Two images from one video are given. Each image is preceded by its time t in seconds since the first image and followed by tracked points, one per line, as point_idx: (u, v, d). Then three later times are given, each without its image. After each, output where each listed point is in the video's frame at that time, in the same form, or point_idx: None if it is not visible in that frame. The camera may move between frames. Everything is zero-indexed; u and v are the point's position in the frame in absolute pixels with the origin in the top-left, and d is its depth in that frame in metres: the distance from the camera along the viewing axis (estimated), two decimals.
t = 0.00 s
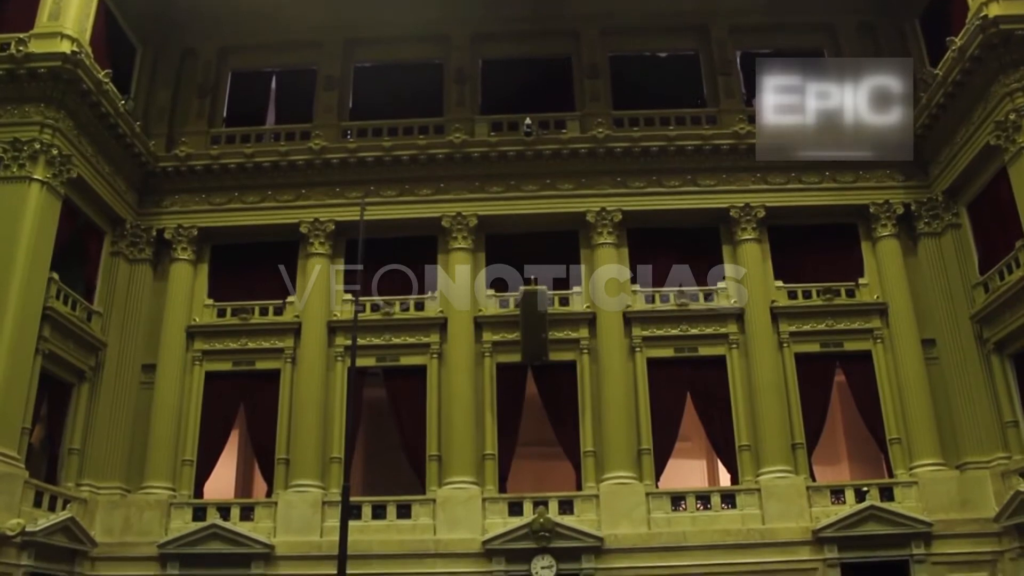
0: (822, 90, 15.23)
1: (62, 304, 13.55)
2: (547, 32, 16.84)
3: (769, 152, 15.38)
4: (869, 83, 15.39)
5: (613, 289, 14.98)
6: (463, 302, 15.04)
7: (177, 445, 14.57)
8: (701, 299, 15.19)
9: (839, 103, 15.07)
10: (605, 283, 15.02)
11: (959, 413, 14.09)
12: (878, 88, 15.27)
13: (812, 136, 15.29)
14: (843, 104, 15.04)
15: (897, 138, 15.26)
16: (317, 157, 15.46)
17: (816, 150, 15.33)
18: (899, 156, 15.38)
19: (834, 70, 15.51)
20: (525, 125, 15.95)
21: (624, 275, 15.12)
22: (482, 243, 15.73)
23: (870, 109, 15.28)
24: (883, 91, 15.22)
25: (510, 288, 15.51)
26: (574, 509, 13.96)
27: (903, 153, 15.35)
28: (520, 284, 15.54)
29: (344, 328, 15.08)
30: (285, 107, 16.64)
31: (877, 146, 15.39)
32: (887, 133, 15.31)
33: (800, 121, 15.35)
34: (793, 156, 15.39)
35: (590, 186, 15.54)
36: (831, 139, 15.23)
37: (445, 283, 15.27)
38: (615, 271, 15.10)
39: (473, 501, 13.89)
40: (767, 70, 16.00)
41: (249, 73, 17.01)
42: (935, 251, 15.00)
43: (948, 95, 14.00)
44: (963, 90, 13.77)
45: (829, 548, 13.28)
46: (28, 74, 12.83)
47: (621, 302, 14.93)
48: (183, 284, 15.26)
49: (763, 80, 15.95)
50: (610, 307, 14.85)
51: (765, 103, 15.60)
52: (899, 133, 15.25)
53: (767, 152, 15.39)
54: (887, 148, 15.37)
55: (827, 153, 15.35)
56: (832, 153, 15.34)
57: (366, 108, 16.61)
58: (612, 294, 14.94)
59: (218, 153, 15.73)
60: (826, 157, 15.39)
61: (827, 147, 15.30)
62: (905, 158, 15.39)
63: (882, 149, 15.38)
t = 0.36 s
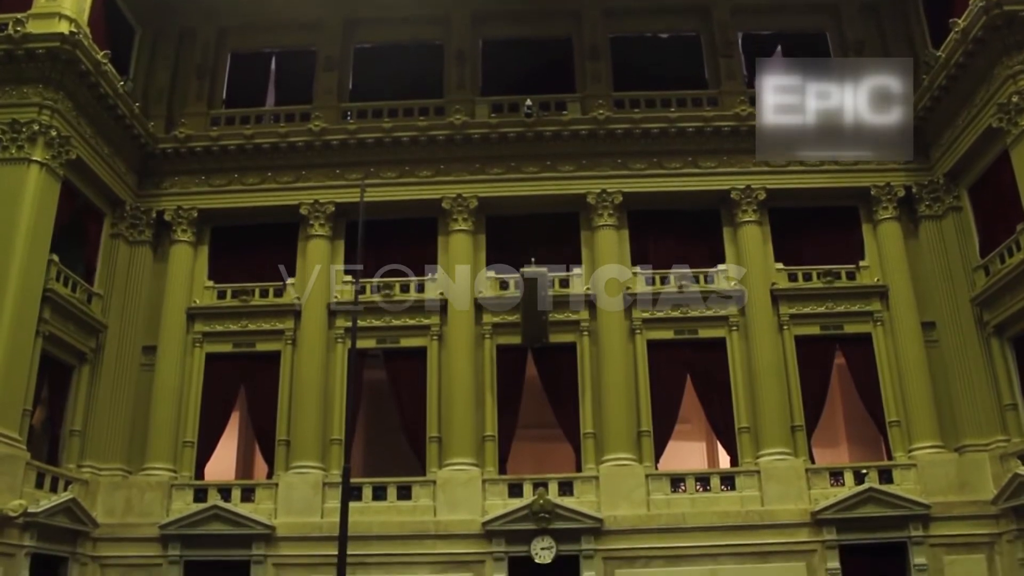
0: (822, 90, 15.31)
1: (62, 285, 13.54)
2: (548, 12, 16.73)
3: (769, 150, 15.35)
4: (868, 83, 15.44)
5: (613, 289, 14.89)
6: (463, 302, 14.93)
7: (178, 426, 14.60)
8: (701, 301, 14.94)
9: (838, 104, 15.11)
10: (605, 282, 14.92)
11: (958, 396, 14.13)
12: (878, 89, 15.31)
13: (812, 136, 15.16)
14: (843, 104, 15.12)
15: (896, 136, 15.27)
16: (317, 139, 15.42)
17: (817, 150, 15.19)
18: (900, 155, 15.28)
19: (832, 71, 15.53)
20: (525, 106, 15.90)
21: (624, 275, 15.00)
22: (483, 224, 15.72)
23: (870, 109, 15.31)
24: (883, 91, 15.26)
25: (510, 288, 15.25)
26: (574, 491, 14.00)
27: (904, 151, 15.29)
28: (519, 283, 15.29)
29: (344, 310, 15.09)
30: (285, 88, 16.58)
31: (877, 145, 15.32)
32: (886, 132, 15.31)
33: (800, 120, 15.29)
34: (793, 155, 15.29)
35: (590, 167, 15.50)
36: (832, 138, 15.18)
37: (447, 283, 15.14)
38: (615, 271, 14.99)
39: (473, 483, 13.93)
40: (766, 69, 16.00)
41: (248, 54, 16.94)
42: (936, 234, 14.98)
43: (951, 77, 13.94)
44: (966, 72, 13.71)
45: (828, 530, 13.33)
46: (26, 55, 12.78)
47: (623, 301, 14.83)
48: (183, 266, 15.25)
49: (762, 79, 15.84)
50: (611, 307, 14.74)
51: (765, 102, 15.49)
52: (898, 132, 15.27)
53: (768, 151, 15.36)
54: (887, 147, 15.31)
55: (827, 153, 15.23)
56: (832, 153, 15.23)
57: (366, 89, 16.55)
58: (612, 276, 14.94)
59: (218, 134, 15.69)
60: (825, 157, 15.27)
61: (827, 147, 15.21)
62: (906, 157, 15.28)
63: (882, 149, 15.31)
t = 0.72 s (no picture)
0: (822, 90, 14.21)
1: (61, 273, 13.52)
2: None
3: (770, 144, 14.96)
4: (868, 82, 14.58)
5: (613, 289, 14.83)
6: (464, 302, 14.89)
7: (177, 414, 14.61)
8: (701, 291, 14.93)
9: (841, 104, 14.06)
10: (606, 282, 14.85)
11: (957, 385, 14.15)
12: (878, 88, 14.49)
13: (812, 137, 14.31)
14: (844, 103, 14.04)
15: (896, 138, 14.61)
16: (316, 126, 15.38)
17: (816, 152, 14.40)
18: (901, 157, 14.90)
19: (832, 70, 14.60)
20: (525, 94, 15.86)
21: (623, 275, 14.91)
22: (483, 212, 15.70)
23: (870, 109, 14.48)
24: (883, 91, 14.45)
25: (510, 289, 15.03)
26: (574, 478, 14.03)
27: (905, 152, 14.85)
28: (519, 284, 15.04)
29: (345, 298, 15.08)
30: (284, 76, 16.54)
31: (877, 145, 14.73)
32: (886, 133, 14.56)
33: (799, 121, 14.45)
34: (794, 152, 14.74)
35: (590, 155, 15.47)
36: (833, 140, 14.30)
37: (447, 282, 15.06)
38: (615, 271, 14.92)
39: (472, 471, 13.96)
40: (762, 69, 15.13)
41: (247, 41, 16.88)
42: (937, 222, 14.97)
43: (952, 65, 13.91)
44: (968, 60, 13.68)
45: (827, 518, 13.36)
46: (25, 42, 12.75)
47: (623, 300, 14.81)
48: (183, 254, 15.24)
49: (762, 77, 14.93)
50: (611, 307, 14.69)
51: (763, 102, 14.81)
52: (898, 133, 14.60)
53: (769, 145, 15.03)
54: (886, 148, 14.75)
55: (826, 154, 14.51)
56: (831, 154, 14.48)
57: (366, 76, 16.50)
58: (612, 263, 14.93)
59: (217, 122, 15.65)
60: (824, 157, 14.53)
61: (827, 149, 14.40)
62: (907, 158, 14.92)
63: (883, 149, 14.80)
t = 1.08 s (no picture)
0: (822, 90, 14.73)
1: (62, 258, 13.50)
2: None
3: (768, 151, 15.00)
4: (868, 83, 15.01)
5: (613, 289, 14.70)
6: (464, 302, 14.81)
7: (178, 398, 14.63)
8: (702, 275, 14.96)
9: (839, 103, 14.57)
10: (607, 282, 14.74)
11: (956, 369, 14.22)
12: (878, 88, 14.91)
13: (812, 135, 14.70)
14: (843, 104, 14.57)
15: (897, 138, 14.84)
16: (316, 110, 15.31)
17: (817, 151, 14.73)
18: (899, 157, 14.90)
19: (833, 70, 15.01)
20: (526, 77, 15.77)
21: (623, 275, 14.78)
22: (483, 195, 15.66)
23: (870, 109, 14.86)
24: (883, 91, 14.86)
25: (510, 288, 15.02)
26: (574, 462, 14.10)
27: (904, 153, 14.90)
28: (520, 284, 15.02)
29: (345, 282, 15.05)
30: (284, 58, 16.43)
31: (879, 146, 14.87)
32: (888, 133, 14.85)
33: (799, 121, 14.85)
34: (793, 155, 14.90)
35: (591, 139, 15.42)
36: (832, 139, 14.68)
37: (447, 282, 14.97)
38: (615, 271, 14.79)
39: (473, 454, 14.03)
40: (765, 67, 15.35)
41: (246, 23, 16.75)
42: (937, 206, 14.97)
43: (954, 49, 13.84)
44: (971, 44, 13.62)
45: (826, 501, 13.46)
46: (22, 24, 12.66)
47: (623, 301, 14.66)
48: (183, 237, 15.22)
49: (762, 76, 15.22)
50: (615, 308, 14.59)
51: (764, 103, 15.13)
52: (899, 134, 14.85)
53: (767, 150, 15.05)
54: (888, 148, 14.91)
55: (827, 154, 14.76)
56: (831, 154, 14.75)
57: (365, 59, 16.40)
58: (613, 247, 14.92)
59: (216, 105, 15.57)
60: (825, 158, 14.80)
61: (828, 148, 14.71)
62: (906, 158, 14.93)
63: (883, 149, 14.90)
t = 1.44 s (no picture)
0: (823, 90, 14.71)
1: (61, 239, 13.50)
2: None
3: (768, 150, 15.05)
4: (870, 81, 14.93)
5: (613, 289, 14.63)
6: (463, 302, 14.67)
7: (178, 380, 14.65)
8: (702, 257, 14.95)
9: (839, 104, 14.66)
10: (606, 281, 14.68)
11: (956, 353, 14.20)
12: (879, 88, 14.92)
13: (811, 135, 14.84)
14: (844, 104, 14.67)
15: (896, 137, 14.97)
16: (316, 91, 15.27)
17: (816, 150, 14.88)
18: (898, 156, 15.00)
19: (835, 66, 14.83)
20: (526, 59, 15.72)
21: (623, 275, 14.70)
22: (483, 177, 15.63)
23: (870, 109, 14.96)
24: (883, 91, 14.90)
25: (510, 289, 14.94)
26: (574, 444, 14.11)
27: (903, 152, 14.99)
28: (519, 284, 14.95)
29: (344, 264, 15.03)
30: (283, 40, 16.38)
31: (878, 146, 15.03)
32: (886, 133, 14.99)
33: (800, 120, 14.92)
34: (793, 155, 14.99)
35: (590, 121, 15.37)
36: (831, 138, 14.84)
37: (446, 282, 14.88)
38: (615, 271, 14.72)
39: (472, 436, 14.04)
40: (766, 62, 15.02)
41: (245, 5, 16.70)
42: (938, 190, 14.92)
43: (957, 31, 13.75)
44: (974, 26, 13.53)
45: (825, 484, 13.46)
46: (20, 6, 12.63)
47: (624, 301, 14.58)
48: (183, 218, 15.22)
49: (762, 74, 15.00)
50: (614, 309, 14.50)
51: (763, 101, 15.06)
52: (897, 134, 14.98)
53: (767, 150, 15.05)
54: (887, 147, 15.03)
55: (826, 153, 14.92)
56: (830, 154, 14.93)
57: (365, 41, 16.36)
58: (612, 229, 14.90)
59: (216, 87, 15.55)
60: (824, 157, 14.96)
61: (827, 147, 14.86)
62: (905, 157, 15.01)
63: (882, 149, 15.04)
